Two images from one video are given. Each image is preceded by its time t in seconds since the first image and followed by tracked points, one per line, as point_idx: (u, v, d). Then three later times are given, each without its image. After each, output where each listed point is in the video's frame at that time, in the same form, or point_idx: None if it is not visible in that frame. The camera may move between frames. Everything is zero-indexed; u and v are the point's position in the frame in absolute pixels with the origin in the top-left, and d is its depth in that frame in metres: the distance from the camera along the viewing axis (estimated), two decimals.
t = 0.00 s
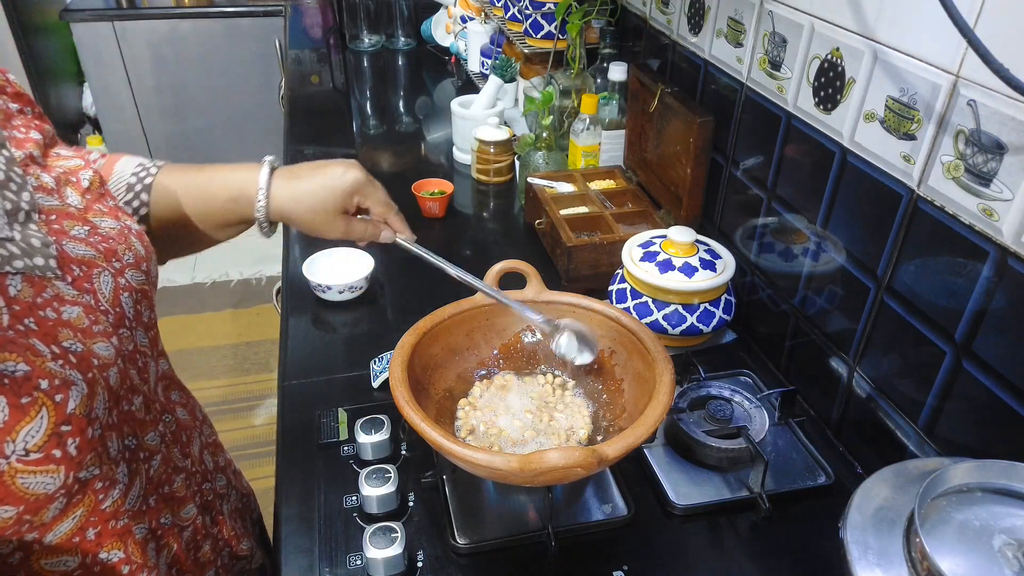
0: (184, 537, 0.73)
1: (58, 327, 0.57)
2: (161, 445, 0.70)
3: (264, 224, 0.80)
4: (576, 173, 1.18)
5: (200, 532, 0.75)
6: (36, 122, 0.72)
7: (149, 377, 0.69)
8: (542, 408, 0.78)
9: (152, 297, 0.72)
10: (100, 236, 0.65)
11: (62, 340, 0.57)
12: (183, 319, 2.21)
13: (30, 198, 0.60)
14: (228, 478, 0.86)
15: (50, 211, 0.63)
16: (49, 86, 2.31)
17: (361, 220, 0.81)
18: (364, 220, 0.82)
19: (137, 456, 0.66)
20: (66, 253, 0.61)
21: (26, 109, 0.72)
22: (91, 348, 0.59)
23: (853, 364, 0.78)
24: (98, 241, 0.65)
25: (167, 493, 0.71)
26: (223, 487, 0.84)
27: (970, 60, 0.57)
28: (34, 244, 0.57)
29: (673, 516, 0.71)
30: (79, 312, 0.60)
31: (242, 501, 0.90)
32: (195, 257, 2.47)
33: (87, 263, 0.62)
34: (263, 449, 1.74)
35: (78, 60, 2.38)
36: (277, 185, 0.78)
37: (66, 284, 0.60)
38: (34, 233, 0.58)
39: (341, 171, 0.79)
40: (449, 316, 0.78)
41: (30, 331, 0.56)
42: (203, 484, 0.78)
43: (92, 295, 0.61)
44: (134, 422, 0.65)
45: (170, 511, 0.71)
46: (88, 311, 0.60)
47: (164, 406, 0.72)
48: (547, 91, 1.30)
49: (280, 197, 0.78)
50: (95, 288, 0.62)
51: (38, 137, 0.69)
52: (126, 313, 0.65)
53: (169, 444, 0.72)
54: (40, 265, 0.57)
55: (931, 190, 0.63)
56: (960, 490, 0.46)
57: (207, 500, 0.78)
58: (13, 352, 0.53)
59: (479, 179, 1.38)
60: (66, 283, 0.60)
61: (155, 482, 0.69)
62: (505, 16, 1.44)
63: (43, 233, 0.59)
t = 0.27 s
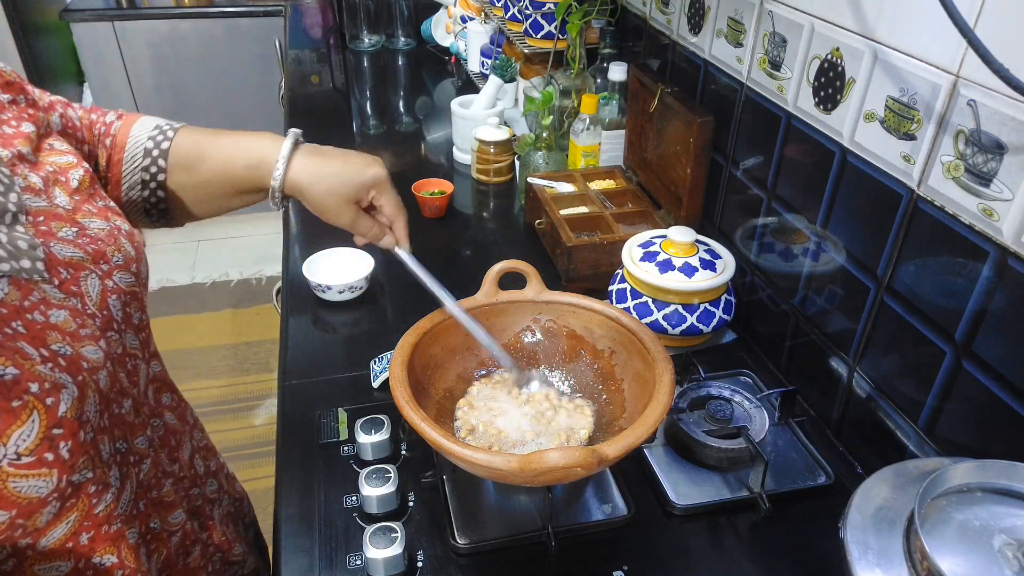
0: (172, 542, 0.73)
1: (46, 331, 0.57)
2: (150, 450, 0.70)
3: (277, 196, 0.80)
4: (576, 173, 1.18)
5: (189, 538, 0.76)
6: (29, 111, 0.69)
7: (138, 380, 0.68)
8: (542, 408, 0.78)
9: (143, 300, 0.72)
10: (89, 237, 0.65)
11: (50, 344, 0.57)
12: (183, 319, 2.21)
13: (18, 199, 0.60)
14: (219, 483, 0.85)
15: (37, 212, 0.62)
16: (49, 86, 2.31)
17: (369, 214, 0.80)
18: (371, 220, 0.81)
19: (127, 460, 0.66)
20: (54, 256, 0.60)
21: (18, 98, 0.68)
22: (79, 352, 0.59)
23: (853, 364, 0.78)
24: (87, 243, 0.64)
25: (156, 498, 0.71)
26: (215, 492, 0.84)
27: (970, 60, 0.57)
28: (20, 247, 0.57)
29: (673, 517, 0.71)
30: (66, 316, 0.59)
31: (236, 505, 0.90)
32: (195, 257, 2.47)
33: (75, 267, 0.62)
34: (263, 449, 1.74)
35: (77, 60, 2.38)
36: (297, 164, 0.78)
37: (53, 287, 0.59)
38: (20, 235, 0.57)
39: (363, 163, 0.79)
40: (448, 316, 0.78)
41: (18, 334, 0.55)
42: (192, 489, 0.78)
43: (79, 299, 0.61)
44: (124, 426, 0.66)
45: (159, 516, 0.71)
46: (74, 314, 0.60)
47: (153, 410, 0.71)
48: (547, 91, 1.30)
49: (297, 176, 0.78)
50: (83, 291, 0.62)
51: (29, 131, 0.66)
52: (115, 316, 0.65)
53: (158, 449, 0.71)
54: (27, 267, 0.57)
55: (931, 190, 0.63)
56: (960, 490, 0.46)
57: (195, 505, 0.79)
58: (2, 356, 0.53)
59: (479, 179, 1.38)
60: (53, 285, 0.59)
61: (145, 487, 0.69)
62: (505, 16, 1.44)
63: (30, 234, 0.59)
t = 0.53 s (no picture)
0: (169, 545, 0.73)
1: (41, 334, 0.58)
2: (147, 452, 0.69)
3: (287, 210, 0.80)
4: (576, 173, 1.18)
5: (186, 539, 0.76)
6: (26, 114, 0.70)
7: (134, 383, 0.68)
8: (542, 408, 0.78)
9: (138, 304, 0.72)
10: (84, 241, 0.65)
11: (45, 347, 0.57)
12: (183, 319, 2.21)
13: (13, 202, 0.60)
14: (213, 486, 0.84)
15: (33, 215, 0.62)
16: (49, 86, 2.31)
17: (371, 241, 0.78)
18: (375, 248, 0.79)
19: (125, 463, 0.66)
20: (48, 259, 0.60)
21: (14, 100, 0.69)
22: (74, 356, 0.59)
23: (853, 363, 0.78)
24: (83, 246, 0.64)
25: (154, 500, 0.71)
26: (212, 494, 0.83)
27: (970, 60, 0.57)
28: (14, 250, 0.57)
29: (673, 517, 0.71)
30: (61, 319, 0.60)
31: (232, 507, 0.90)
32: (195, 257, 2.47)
33: (70, 270, 0.62)
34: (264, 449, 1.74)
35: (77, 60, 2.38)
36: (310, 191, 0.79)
37: (47, 290, 0.59)
38: (14, 239, 0.58)
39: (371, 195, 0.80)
40: (449, 316, 0.78)
41: (12, 338, 0.56)
42: (189, 491, 0.77)
43: (74, 302, 0.61)
44: (121, 429, 0.65)
45: (157, 519, 0.71)
46: (69, 318, 0.60)
47: (149, 413, 0.71)
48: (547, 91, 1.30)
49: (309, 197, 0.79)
50: (77, 294, 0.62)
51: (25, 133, 0.67)
52: (109, 319, 0.65)
53: (155, 451, 0.71)
54: (21, 270, 0.57)
55: (932, 190, 0.63)
56: (960, 490, 0.46)
57: (191, 507, 0.78)
58: None
59: (479, 179, 1.38)
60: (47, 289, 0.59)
61: (142, 489, 0.69)
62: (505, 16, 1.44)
63: (24, 238, 0.59)
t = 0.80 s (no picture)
0: (166, 545, 0.73)
1: (41, 335, 0.58)
2: (144, 452, 0.69)
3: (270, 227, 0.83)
4: (576, 173, 1.18)
5: (182, 540, 0.76)
6: (24, 116, 0.70)
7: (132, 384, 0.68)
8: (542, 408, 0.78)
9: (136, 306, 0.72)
10: (84, 243, 0.65)
11: (46, 349, 0.57)
12: (183, 318, 2.21)
13: (15, 203, 0.60)
14: (207, 486, 0.84)
15: (36, 216, 0.62)
16: (49, 86, 2.31)
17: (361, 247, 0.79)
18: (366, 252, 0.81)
19: (123, 463, 0.65)
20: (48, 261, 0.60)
21: (13, 103, 0.69)
22: (75, 356, 0.59)
23: (853, 363, 0.78)
24: (82, 248, 0.64)
25: (151, 501, 0.71)
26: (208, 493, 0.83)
27: (970, 60, 0.57)
28: (15, 252, 0.57)
29: (673, 517, 0.72)
30: (61, 320, 0.60)
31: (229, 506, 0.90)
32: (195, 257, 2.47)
33: (69, 271, 0.62)
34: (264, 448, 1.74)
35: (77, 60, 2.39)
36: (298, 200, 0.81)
37: (47, 291, 0.59)
38: (14, 240, 0.57)
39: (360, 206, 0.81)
40: (449, 316, 0.78)
41: (14, 338, 0.56)
42: (184, 492, 0.77)
43: (73, 303, 0.61)
44: (120, 429, 0.65)
45: (154, 519, 0.71)
46: (69, 319, 0.60)
47: (145, 414, 0.71)
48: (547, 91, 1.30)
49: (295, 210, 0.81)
50: (77, 296, 0.62)
51: (25, 134, 0.67)
52: (109, 320, 0.65)
53: (151, 452, 0.71)
54: (21, 271, 0.57)
55: (932, 190, 0.63)
56: (959, 490, 0.46)
57: (186, 508, 0.78)
58: None
59: (479, 179, 1.38)
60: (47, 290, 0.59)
61: (140, 489, 0.68)
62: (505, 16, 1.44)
63: (25, 240, 0.59)
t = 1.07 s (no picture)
0: (159, 538, 0.73)
1: (39, 328, 0.58)
2: (140, 444, 0.69)
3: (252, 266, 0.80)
4: (576, 173, 1.18)
5: (177, 532, 0.76)
6: (14, 106, 0.70)
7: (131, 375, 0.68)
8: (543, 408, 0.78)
9: (133, 293, 0.71)
10: (81, 231, 0.64)
11: (43, 341, 0.58)
12: (184, 318, 2.21)
13: (9, 194, 0.59)
14: (206, 478, 0.84)
15: (30, 207, 0.62)
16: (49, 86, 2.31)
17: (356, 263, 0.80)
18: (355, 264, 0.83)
19: (118, 455, 0.66)
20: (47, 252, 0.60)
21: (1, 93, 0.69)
22: (72, 348, 0.59)
23: (853, 364, 0.78)
24: (79, 237, 0.63)
25: (145, 493, 0.70)
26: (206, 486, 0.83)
27: (970, 60, 0.57)
28: (12, 243, 0.56)
29: (673, 517, 0.72)
30: (59, 313, 0.59)
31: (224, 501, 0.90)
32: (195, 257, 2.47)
33: (66, 261, 0.61)
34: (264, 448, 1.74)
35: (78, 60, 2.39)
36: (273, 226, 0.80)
37: (44, 283, 0.59)
38: (11, 232, 0.57)
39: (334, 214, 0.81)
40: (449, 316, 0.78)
41: (12, 332, 0.56)
42: (182, 484, 0.76)
43: (71, 294, 0.61)
44: (116, 422, 0.65)
45: (146, 510, 0.71)
46: (67, 310, 0.60)
47: (144, 404, 0.71)
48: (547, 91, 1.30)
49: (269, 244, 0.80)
50: (74, 286, 0.61)
51: (18, 122, 0.67)
52: (108, 310, 0.65)
53: (149, 443, 0.70)
54: (18, 265, 0.57)
55: (931, 190, 0.63)
56: (960, 490, 0.46)
57: (184, 500, 0.77)
58: None
59: (479, 179, 1.38)
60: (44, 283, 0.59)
61: (133, 481, 0.68)
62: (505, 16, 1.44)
63: (21, 230, 0.59)
